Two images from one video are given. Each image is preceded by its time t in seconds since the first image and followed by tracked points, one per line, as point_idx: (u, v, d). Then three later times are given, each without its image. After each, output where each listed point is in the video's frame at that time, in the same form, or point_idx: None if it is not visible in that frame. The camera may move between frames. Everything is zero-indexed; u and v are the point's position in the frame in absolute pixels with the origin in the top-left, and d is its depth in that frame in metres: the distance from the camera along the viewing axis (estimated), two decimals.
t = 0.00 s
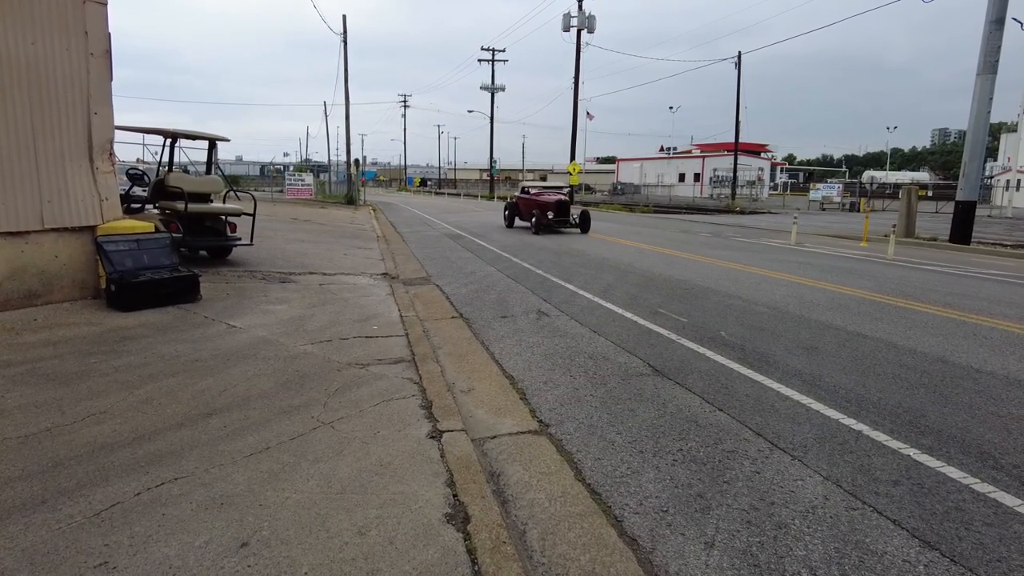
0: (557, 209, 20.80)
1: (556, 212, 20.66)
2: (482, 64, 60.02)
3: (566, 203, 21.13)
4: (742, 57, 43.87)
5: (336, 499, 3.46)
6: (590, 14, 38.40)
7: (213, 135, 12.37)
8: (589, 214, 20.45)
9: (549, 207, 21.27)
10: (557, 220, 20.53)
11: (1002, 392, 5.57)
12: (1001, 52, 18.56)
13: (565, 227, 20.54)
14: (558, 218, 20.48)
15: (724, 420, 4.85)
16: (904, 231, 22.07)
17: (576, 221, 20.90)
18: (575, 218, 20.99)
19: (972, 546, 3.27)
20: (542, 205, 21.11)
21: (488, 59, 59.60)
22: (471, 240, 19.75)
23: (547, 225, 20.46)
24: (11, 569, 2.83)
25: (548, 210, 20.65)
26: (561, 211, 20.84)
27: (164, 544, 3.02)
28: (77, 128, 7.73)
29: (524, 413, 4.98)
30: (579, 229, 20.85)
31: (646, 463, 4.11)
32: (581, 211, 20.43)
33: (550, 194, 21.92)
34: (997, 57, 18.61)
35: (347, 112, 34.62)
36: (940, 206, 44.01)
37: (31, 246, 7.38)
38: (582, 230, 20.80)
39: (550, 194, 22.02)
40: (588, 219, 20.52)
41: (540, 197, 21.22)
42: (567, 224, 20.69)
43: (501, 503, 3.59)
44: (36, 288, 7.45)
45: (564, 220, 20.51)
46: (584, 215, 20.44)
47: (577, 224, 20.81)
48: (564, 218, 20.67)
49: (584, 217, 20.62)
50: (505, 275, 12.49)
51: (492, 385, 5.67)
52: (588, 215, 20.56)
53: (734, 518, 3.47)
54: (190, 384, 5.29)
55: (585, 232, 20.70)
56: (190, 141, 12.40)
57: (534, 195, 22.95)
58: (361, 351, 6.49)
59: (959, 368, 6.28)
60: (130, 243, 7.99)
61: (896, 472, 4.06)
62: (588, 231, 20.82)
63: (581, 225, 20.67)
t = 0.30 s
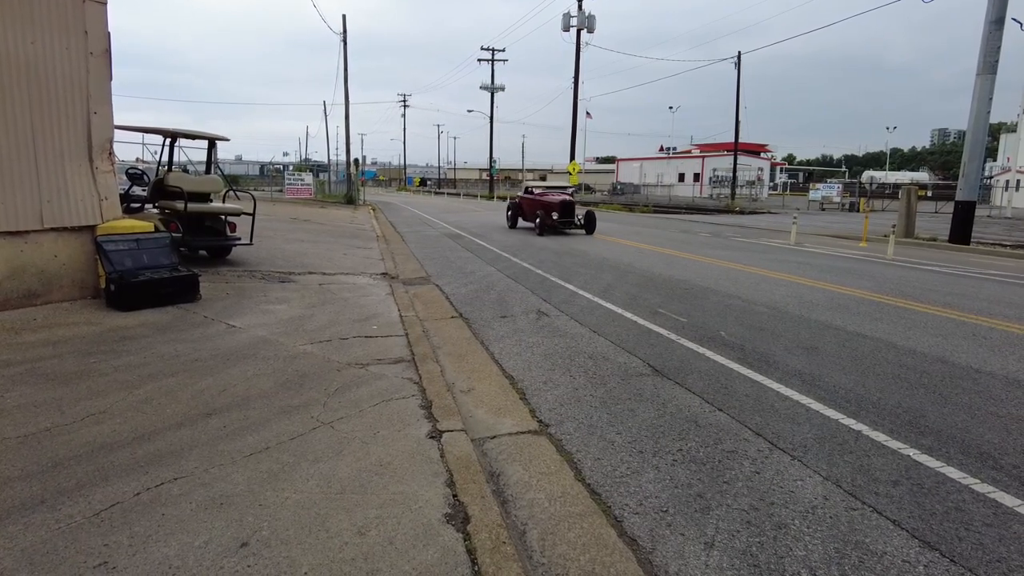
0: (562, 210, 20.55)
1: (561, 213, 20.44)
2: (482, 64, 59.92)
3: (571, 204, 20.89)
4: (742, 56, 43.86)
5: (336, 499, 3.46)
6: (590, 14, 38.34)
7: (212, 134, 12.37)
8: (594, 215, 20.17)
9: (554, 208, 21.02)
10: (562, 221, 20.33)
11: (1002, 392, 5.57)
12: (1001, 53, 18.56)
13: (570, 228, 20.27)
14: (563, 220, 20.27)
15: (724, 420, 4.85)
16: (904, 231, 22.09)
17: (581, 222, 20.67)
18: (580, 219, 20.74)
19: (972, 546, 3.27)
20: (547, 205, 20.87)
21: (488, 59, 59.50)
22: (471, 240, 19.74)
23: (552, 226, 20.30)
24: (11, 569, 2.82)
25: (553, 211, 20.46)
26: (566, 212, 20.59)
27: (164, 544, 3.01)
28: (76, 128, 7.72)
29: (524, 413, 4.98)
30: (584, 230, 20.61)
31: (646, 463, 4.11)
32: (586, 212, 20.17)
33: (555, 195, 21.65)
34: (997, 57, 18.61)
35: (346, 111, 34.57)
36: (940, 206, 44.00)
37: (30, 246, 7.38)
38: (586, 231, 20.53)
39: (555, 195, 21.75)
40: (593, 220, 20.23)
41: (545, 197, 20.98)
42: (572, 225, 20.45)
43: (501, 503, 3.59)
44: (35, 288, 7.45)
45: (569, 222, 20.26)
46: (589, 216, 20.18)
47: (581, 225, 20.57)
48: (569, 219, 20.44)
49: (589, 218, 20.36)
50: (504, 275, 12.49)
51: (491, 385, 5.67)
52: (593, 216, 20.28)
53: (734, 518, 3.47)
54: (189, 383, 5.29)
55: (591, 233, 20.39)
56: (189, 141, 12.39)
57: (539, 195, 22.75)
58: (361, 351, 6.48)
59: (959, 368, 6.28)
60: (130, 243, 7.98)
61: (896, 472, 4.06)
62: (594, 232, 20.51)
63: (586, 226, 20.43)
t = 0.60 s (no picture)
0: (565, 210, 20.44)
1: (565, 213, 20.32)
2: (482, 64, 59.84)
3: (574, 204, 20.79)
4: (742, 56, 43.81)
5: (336, 499, 3.45)
6: (590, 14, 38.31)
7: (212, 134, 12.36)
8: (598, 215, 20.05)
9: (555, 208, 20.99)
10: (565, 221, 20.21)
11: (1002, 392, 5.58)
12: (1000, 53, 18.56)
13: (574, 229, 20.14)
14: (566, 220, 20.16)
15: (723, 420, 4.86)
16: (903, 231, 22.13)
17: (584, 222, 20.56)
18: (583, 219, 20.63)
19: (972, 546, 3.27)
20: (550, 205, 20.75)
21: (488, 59, 59.42)
22: (470, 239, 19.74)
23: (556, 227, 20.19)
24: (10, 569, 2.82)
25: (555, 211, 20.44)
26: (569, 212, 20.48)
27: (164, 544, 3.01)
28: (75, 128, 7.71)
29: (524, 413, 4.98)
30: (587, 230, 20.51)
31: (646, 463, 4.11)
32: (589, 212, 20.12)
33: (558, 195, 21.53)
34: (996, 57, 18.61)
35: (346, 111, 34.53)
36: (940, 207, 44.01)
37: (30, 245, 7.38)
38: (589, 232, 20.42)
39: (558, 195, 21.62)
40: (596, 221, 20.15)
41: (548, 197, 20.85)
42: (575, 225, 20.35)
43: (501, 503, 3.59)
44: (34, 287, 7.45)
45: (572, 222, 20.14)
46: (593, 216, 20.08)
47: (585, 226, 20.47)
48: (572, 219, 20.33)
49: (592, 219, 20.27)
50: (504, 274, 12.49)
51: (491, 385, 5.67)
52: (596, 216, 20.20)
53: (734, 518, 3.47)
54: (189, 383, 5.28)
55: (594, 234, 20.27)
56: (189, 140, 12.39)
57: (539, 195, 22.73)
58: (360, 351, 6.48)
59: (959, 368, 6.28)
60: (129, 242, 7.97)
61: (896, 473, 4.06)
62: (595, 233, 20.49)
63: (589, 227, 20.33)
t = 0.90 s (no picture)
0: (566, 210, 20.41)
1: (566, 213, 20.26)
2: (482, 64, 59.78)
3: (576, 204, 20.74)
4: (742, 56, 43.78)
5: (335, 499, 3.45)
6: (590, 14, 38.28)
7: (212, 134, 12.36)
8: (598, 215, 20.04)
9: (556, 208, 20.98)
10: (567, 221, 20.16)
11: (1001, 392, 5.58)
12: (1000, 53, 18.55)
13: (576, 230, 20.10)
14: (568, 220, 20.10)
15: (723, 420, 4.86)
16: (903, 231, 22.14)
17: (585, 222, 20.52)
18: (585, 219, 20.58)
19: (972, 547, 3.27)
20: (552, 206, 20.70)
21: (488, 58, 59.37)
22: (470, 239, 19.74)
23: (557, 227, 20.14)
24: (9, 570, 2.82)
25: (556, 211, 20.42)
26: (570, 212, 20.43)
27: (163, 545, 3.01)
28: (75, 127, 7.71)
29: (524, 413, 4.98)
30: (588, 231, 20.46)
31: (646, 463, 4.11)
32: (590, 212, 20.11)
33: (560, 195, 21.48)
34: (996, 57, 18.61)
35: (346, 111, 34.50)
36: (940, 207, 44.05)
37: (29, 245, 7.37)
38: (590, 232, 20.41)
39: (560, 195, 21.58)
40: (597, 221, 20.14)
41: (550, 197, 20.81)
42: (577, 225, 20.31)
43: (501, 504, 3.59)
44: (34, 287, 7.44)
45: (575, 222, 20.09)
46: (594, 216, 20.03)
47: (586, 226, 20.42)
48: (574, 219, 20.28)
49: (593, 219, 20.27)
50: (504, 274, 12.49)
51: (491, 385, 5.67)
52: (598, 216, 20.19)
53: (734, 518, 3.47)
54: (189, 383, 5.28)
55: (594, 234, 20.23)
56: (189, 140, 12.39)
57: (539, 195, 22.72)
58: (360, 350, 6.48)
59: (958, 368, 6.29)
60: (129, 242, 7.95)
61: (896, 473, 4.07)
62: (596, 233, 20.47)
63: (590, 227, 20.28)
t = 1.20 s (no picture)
0: (567, 210, 20.41)
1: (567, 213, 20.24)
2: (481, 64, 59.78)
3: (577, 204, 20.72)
4: (741, 56, 43.78)
5: (334, 500, 3.44)
6: (589, 14, 38.30)
7: (211, 133, 12.36)
8: (599, 215, 20.04)
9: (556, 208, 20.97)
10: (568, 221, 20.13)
11: (1000, 393, 5.58)
12: (999, 53, 18.56)
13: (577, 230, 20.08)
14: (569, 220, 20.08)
15: (722, 419, 4.86)
16: (902, 231, 22.17)
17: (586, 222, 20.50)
18: (586, 219, 20.56)
19: (971, 547, 3.27)
20: (553, 205, 20.67)
21: (487, 58, 59.36)
22: (470, 239, 19.74)
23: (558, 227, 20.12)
24: (6, 570, 2.81)
25: (557, 211, 20.40)
26: (571, 212, 20.42)
27: (161, 545, 3.00)
28: (74, 126, 7.70)
29: (523, 413, 4.97)
30: (589, 231, 20.45)
31: (645, 463, 4.11)
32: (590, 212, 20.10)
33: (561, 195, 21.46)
34: (995, 58, 18.62)
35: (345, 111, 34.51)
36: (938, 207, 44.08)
37: (28, 245, 7.37)
38: (591, 232, 20.41)
39: (560, 195, 21.57)
40: (598, 221, 20.14)
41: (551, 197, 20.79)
42: (577, 225, 20.28)
43: (499, 504, 3.59)
44: (33, 287, 7.44)
45: (576, 222, 20.07)
46: (595, 216, 20.02)
47: (587, 226, 20.40)
48: (574, 219, 20.26)
49: (593, 219, 20.27)
50: (503, 274, 12.50)
51: (491, 384, 5.66)
52: (598, 216, 20.18)
53: (733, 519, 3.47)
54: (187, 383, 5.27)
55: (595, 234, 20.23)
56: (188, 140, 12.39)
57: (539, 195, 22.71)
58: (359, 350, 6.48)
59: (957, 368, 6.29)
60: (127, 242, 7.93)
61: (895, 473, 4.07)
62: (596, 233, 20.46)
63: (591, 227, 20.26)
